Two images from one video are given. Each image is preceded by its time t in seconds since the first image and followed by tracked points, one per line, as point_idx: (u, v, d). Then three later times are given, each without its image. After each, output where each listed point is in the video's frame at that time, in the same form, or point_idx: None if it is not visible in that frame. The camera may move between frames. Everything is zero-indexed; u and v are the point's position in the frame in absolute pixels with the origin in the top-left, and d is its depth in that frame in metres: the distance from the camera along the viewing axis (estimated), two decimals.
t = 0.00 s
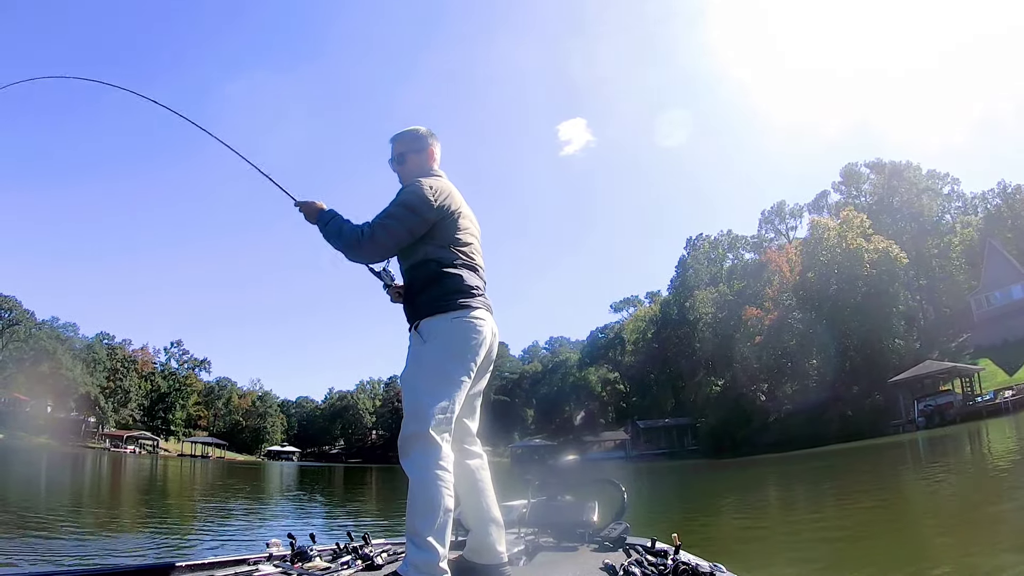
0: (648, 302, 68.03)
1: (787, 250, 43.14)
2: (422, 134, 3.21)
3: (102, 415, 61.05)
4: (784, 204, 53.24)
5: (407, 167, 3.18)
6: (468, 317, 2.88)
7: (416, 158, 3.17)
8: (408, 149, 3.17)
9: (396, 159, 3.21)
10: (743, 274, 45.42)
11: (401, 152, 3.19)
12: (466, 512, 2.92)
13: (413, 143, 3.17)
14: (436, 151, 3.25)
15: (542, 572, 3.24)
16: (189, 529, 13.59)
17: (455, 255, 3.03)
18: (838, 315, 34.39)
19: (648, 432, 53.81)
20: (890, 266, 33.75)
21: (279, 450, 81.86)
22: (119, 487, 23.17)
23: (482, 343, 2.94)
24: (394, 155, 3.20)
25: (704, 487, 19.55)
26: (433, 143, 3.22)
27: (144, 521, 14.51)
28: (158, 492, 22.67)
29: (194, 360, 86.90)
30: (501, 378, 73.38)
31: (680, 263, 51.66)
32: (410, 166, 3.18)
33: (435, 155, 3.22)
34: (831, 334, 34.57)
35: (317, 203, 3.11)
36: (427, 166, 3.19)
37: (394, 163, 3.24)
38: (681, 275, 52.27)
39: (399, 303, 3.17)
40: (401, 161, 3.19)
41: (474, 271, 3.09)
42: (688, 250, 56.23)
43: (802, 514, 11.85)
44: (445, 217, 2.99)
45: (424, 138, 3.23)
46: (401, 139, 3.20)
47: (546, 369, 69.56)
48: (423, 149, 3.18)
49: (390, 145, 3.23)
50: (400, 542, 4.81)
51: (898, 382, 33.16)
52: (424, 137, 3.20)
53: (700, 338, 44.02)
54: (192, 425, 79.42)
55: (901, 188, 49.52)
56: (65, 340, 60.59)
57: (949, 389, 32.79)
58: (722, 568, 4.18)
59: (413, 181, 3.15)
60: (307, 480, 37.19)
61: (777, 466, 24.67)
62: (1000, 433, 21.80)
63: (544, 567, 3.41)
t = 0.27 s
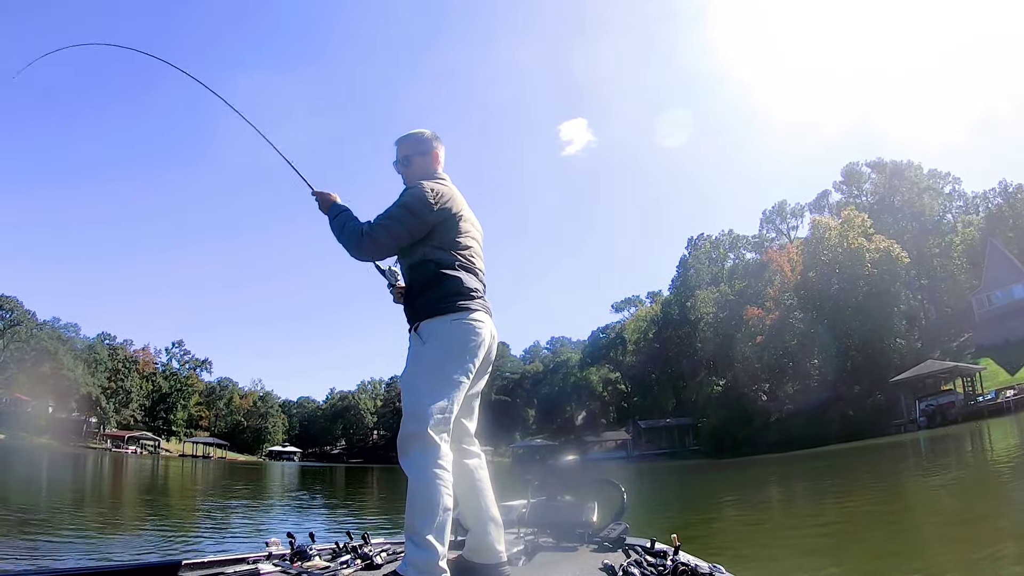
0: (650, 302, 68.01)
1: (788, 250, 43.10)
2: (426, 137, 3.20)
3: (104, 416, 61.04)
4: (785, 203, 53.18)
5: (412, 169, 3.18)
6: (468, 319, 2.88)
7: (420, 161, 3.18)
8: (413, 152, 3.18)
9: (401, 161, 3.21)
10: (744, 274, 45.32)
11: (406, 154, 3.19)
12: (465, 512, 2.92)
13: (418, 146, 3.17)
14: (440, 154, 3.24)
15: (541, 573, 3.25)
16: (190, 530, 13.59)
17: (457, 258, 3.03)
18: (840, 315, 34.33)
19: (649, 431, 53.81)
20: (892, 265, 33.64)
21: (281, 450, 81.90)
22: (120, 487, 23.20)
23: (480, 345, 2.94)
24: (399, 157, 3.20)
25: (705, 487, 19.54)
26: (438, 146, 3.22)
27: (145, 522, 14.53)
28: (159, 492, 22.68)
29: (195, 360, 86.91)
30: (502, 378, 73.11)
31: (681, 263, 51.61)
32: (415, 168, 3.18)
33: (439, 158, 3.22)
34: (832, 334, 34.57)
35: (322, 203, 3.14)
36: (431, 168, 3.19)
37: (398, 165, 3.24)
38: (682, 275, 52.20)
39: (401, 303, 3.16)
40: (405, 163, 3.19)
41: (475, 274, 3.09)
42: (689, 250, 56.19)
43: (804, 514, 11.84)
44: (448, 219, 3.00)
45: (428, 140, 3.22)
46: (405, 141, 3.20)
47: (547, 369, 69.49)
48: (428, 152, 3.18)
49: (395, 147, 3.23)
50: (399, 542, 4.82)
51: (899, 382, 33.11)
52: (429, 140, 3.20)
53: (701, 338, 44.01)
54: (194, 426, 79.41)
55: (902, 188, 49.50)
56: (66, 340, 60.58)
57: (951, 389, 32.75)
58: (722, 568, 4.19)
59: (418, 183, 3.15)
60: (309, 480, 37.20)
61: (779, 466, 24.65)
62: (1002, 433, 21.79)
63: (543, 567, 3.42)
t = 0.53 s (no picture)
0: (651, 302, 68.01)
1: (789, 249, 43.07)
2: (430, 142, 3.20)
3: (105, 416, 61.05)
4: (786, 203, 53.18)
5: (416, 174, 3.18)
6: (469, 322, 2.88)
7: (424, 166, 3.18)
8: (417, 157, 3.18)
9: (405, 167, 3.21)
10: (745, 273, 45.26)
11: (410, 160, 3.19)
12: (464, 512, 2.92)
13: (421, 152, 3.17)
14: (443, 160, 3.24)
15: (540, 572, 3.26)
16: (191, 530, 13.60)
17: (458, 260, 3.03)
18: (841, 315, 34.34)
19: (651, 431, 53.83)
20: (893, 264, 33.59)
21: (282, 451, 81.97)
22: (121, 487, 23.23)
23: (480, 347, 2.94)
24: (402, 163, 3.21)
25: (706, 486, 19.56)
26: (441, 152, 3.22)
27: (146, 522, 14.54)
28: (160, 492, 22.72)
29: (196, 360, 86.92)
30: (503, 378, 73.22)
31: (683, 262, 51.60)
32: (419, 173, 3.18)
33: (443, 163, 3.22)
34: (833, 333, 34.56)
35: (334, 212, 3.19)
36: (435, 173, 3.19)
37: (402, 170, 3.23)
38: (683, 274, 52.20)
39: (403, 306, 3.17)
40: (410, 169, 3.19)
41: (476, 276, 3.10)
42: (690, 250, 56.23)
43: (804, 513, 11.85)
44: (450, 224, 3.00)
45: (431, 145, 3.22)
46: (408, 147, 3.20)
47: (548, 369, 69.46)
48: (431, 157, 3.18)
49: (398, 152, 3.23)
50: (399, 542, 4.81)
51: (901, 381, 33.07)
52: (433, 146, 3.20)
53: (702, 337, 44.04)
54: (195, 426, 79.42)
55: (903, 187, 49.57)
56: (67, 341, 60.62)
57: (952, 388, 32.73)
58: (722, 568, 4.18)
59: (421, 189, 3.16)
60: (310, 480, 37.20)
61: (781, 465, 24.67)
62: (1003, 432, 21.79)
63: (543, 567, 3.42)
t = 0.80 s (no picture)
0: (652, 301, 68.04)
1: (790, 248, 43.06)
2: (438, 150, 3.21)
3: (106, 416, 61.05)
4: (787, 202, 53.16)
5: (425, 181, 3.17)
6: (473, 328, 2.90)
7: (433, 172, 3.17)
8: (426, 164, 3.17)
9: (413, 172, 3.20)
10: (745, 272, 45.19)
11: (418, 166, 3.18)
12: (464, 513, 2.92)
13: (430, 158, 3.17)
14: (451, 168, 3.24)
15: (541, 572, 3.25)
16: (192, 530, 13.59)
17: (467, 267, 3.04)
18: (842, 314, 34.32)
19: (652, 430, 53.84)
20: (894, 263, 33.54)
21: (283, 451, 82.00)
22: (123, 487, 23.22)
23: (483, 352, 2.95)
24: (410, 169, 3.20)
25: (708, 486, 19.56)
26: (449, 160, 3.22)
27: (147, 523, 14.53)
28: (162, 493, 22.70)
29: (196, 361, 86.89)
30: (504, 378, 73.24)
31: (683, 262, 51.58)
32: (429, 180, 3.18)
33: (451, 171, 3.22)
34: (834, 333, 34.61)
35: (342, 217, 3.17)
36: (443, 180, 3.18)
37: (410, 175, 3.22)
38: (684, 274, 52.18)
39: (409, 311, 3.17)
40: (418, 175, 3.18)
41: (482, 284, 3.11)
42: (691, 249, 56.21)
43: (806, 513, 11.85)
44: (461, 231, 3.00)
45: (439, 153, 3.22)
46: (418, 153, 3.19)
47: (549, 369, 69.44)
48: (440, 165, 3.18)
49: (406, 159, 3.23)
50: (400, 543, 4.80)
51: (902, 380, 33.03)
52: (440, 153, 3.20)
53: (703, 337, 44.03)
54: (196, 426, 79.44)
55: (904, 186, 49.59)
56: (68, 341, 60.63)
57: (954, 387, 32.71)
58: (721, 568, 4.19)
59: (430, 196, 3.15)
60: (311, 481, 37.21)
61: (783, 464, 24.65)
62: (1005, 431, 21.80)
63: (544, 568, 3.41)
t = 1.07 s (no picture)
0: (653, 301, 68.05)
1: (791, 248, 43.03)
2: (447, 156, 3.20)
3: (107, 416, 61.08)
4: (788, 201, 53.11)
5: (436, 187, 3.16)
6: (477, 333, 2.91)
7: (444, 178, 3.16)
8: (438, 171, 3.16)
9: (424, 178, 3.19)
10: (747, 272, 45.12)
11: (429, 171, 3.17)
12: (463, 514, 2.91)
13: (440, 164, 3.17)
14: (460, 175, 3.24)
15: (541, 572, 3.25)
16: (194, 530, 13.60)
17: (476, 274, 3.04)
18: (843, 314, 34.28)
19: (653, 430, 53.87)
20: (896, 262, 33.49)
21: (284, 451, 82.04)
22: (124, 487, 23.23)
23: (486, 357, 2.97)
24: (421, 174, 3.19)
25: (709, 485, 19.57)
26: (459, 166, 3.21)
27: (149, 523, 14.53)
28: (163, 492, 22.71)
29: (197, 360, 86.89)
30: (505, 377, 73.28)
31: (684, 261, 51.55)
32: (439, 187, 3.17)
33: (461, 178, 3.22)
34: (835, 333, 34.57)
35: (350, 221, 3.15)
36: (453, 187, 3.17)
37: (420, 181, 3.21)
38: (685, 273, 52.15)
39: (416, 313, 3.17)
40: (429, 180, 3.18)
41: (489, 289, 3.11)
42: (692, 248, 56.18)
43: (807, 512, 11.86)
44: (473, 239, 3.00)
45: (449, 159, 3.22)
46: (429, 159, 3.18)
47: (550, 368, 69.42)
48: (450, 170, 3.17)
49: (417, 164, 3.21)
50: (400, 543, 4.80)
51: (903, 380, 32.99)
52: (450, 159, 3.19)
53: (704, 336, 44.03)
54: (197, 426, 79.47)
55: (905, 185, 49.57)
56: (69, 341, 60.66)
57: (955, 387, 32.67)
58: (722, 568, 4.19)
59: (441, 201, 3.15)
60: (312, 480, 37.22)
61: (784, 464, 24.65)
62: (1006, 430, 21.78)
63: (543, 568, 3.41)
